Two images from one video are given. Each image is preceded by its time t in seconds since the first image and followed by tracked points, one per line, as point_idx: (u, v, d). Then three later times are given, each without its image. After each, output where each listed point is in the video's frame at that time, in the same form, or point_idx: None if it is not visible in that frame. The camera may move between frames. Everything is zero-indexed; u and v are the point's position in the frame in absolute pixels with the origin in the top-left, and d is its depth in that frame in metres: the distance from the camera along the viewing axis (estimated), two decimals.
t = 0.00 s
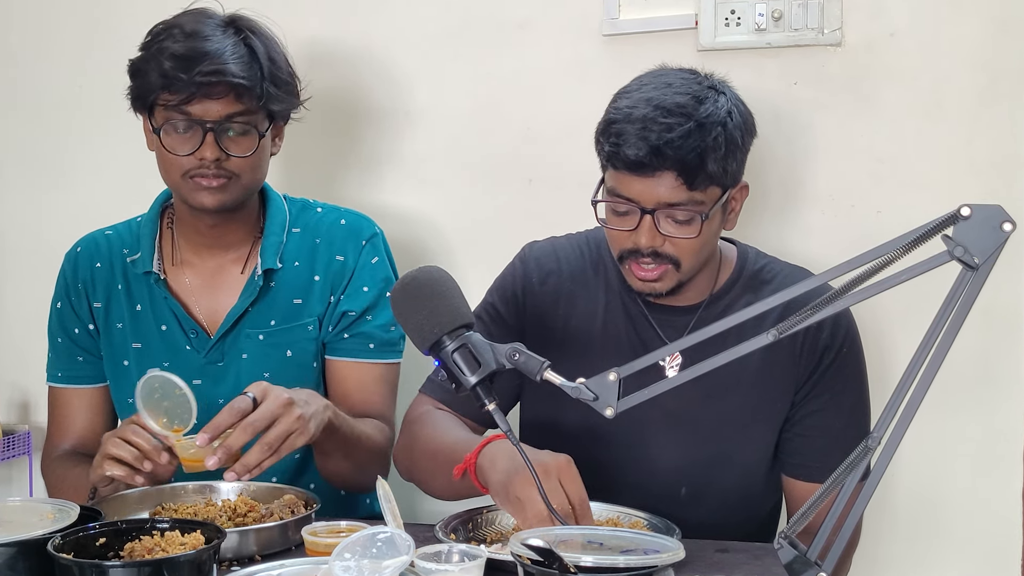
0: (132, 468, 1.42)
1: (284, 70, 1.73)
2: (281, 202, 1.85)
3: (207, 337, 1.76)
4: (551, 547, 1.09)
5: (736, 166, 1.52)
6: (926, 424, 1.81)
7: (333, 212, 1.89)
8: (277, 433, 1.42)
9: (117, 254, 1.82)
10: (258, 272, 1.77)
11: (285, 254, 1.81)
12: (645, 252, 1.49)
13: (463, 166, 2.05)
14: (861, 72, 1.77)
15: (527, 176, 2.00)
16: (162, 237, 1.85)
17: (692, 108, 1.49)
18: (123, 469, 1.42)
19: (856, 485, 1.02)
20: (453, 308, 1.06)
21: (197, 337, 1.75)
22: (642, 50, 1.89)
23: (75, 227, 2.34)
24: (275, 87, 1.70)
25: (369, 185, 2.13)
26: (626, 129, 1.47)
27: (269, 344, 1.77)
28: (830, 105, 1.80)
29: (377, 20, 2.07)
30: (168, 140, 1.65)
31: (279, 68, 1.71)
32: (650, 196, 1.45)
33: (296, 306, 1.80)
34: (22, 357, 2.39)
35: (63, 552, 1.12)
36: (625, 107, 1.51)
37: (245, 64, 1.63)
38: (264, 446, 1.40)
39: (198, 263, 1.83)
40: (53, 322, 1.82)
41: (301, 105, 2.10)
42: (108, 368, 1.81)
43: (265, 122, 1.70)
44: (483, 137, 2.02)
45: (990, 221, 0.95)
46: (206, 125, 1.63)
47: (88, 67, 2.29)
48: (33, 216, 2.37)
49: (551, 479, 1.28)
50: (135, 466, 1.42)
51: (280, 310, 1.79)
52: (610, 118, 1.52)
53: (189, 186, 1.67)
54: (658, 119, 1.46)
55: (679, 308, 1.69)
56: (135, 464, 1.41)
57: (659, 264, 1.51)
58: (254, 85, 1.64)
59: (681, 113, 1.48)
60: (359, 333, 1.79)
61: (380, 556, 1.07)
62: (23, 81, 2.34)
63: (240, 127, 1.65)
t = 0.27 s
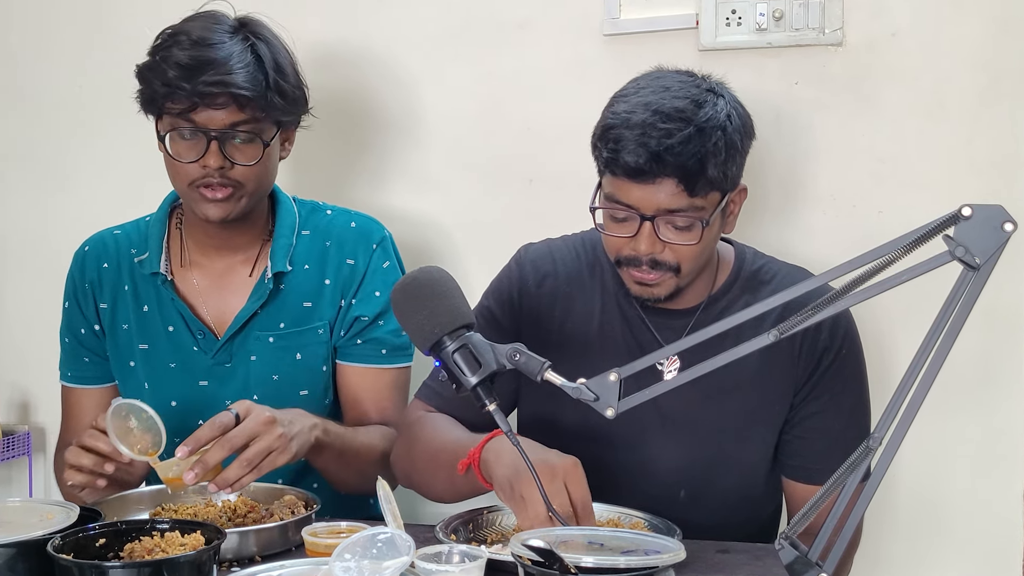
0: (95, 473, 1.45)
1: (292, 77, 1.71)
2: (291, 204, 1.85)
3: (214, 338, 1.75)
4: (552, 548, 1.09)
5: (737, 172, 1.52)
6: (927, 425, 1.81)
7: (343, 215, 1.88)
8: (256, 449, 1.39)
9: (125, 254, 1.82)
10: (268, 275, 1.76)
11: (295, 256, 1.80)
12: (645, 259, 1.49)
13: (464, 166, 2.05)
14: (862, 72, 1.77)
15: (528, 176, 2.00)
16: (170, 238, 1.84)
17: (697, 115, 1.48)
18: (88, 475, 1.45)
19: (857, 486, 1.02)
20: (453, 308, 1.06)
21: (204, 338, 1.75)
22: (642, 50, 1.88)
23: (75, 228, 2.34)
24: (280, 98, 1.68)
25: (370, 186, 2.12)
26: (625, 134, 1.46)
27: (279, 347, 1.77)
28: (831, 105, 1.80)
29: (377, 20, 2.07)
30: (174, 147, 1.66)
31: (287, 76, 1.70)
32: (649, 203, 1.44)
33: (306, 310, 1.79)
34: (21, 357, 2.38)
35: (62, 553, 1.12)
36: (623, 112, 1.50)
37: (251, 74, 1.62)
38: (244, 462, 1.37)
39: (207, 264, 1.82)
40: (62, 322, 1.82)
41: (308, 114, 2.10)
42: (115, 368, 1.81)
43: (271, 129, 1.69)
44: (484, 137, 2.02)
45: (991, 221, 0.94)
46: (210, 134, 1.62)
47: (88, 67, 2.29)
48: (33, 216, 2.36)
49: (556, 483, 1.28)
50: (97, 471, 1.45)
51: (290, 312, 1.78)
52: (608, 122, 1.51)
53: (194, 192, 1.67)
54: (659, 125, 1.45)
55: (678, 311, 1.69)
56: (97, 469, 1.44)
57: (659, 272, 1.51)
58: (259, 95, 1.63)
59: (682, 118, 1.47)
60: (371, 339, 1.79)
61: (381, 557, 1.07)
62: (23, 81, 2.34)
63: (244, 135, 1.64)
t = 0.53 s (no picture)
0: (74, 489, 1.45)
1: (298, 77, 1.71)
2: (295, 203, 1.84)
3: (219, 337, 1.76)
4: (552, 548, 1.09)
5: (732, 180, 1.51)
6: (928, 425, 1.81)
7: (348, 214, 1.87)
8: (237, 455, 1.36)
9: (130, 252, 1.81)
10: (270, 274, 1.76)
11: (298, 255, 1.80)
12: (641, 267, 1.48)
13: (464, 166, 2.04)
14: (863, 71, 1.77)
15: (528, 176, 2.00)
16: (175, 236, 1.83)
17: (696, 121, 1.47)
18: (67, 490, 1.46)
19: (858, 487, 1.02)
20: (454, 308, 1.06)
21: (209, 337, 1.75)
22: (643, 50, 1.88)
23: (75, 228, 2.34)
24: (286, 98, 1.68)
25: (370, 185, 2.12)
26: (621, 141, 1.46)
27: (282, 346, 1.77)
28: (832, 105, 1.79)
29: (378, 20, 2.07)
30: (178, 146, 1.65)
31: (292, 76, 1.69)
32: (646, 212, 1.44)
33: (309, 309, 1.79)
34: (21, 358, 2.38)
35: (62, 553, 1.11)
36: (617, 119, 1.50)
37: (256, 73, 1.62)
38: (223, 467, 1.34)
39: (211, 263, 1.81)
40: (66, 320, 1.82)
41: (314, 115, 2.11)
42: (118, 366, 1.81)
43: (277, 129, 1.69)
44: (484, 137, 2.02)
45: (993, 221, 0.94)
46: (214, 134, 1.62)
47: (88, 67, 2.28)
48: (32, 217, 2.36)
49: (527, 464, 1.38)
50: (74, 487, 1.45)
51: (294, 312, 1.78)
52: (602, 130, 1.51)
53: (198, 191, 1.67)
54: (655, 133, 1.45)
55: (674, 317, 1.68)
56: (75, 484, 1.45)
57: (654, 280, 1.51)
58: (264, 95, 1.63)
59: (679, 125, 1.46)
60: (373, 339, 1.78)
61: (381, 557, 1.07)
62: (22, 81, 2.34)
63: (249, 136, 1.64)
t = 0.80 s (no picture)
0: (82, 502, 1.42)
1: (290, 73, 1.70)
2: (292, 201, 1.84)
3: (217, 336, 1.75)
4: (552, 548, 1.08)
5: (712, 196, 1.51)
6: (929, 426, 1.81)
7: (345, 211, 1.87)
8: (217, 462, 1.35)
9: (128, 254, 1.81)
10: (268, 271, 1.76)
11: (296, 253, 1.79)
12: (610, 280, 1.47)
13: (464, 166, 2.04)
14: (864, 71, 1.77)
15: (529, 176, 2.00)
16: (173, 237, 1.83)
17: (674, 129, 1.47)
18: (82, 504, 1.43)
19: (858, 487, 1.01)
20: (456, 309, 1.05)
21: (207, 336, 1.75)
22: (644, 49, 1.88)
23: (74, 229, 2.33)
24: (279, 93, 1.67)
25: (371, 185, 2.12)
26: (597, 147, 1.46)
27: (281, 344, 1.76)
28: (834, 105, 1.79)
29: (378, 19, 2.06)
30: (172, 144, 1.65)
31: (284, 72, 1.69)
32: (618, 220, 1.43)
33: (308, 307, 1.79)
34: (20, 358, 2.38)
35: (62, 553, 1.11)
36: (598, 124, 1.50)
37: (248, 69, 1.62)
38: (205, 472, 1.33)
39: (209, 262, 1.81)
40: (66, 323, 1.82)
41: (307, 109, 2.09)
42: (119, 368, 1.81)
43: (270, 125, 1.68)
44: (485, 137, 2.02)
45: (994, 221, 0.94)
46: (208, 130, 1.62)
47: (88, 67, 2.28)
48: (32, 216, 2.36)
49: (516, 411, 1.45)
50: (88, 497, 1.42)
51: (292, 309, 1.78)
52: (583, 134, 1.51)
53: (194, 190, 1.67)
54: (632, 139, 1.45)
55: (658, 329, 1.67)
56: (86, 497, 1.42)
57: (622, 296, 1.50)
58: (256, 90, 1.63)
59: (658, 134, 1.46)
60: (373, 335, 1.78)
61: (382, 557, 1.07)
62: (22, 81, 2.33)
63: (242, 132, 1.64)
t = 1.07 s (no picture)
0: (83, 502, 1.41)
1: (281, 74, 1.71)
2: (287, 203, 1.84)
3: (213, 337, 1.75)
4: (552, 549, 1.07)
5: (694, 209, 1.48)
6: (930, 426, 1.80)
7: (340, 212, 1.88)
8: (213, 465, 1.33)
9: (124, 256, 1.81)
10: (264, 272, 1.76)
11: (292, 254, 1.80)
12: (583, 288, 1.43)
13: (464, 166, 2.04)
14: (865, 71, 1.76)
15: (529, 176, 1.99)
16: (168, 240, 1.83)
17: (656, 139, 1.45)
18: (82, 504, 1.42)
19: (859, 488, 1.01)
20: (456, 310, 1.05)
21: (203, 338, 1.74)
22: (644, 50, 1.88)
23: (73, 229, 2.33)
24: (270, 94, 1.67)
25: (371, 186, 2.11)
26: (578, 153, 1.43)
27: (278, 345, 1.76)
28: (834, 105, 1.79)
29: (378, 19, 2.06)
30: (165, 147, 1.65)
31: (276, 73, 1.69)
32: (595, 229, 1.40)
33: (304, 308, 1.79)
34: (19, 359, 2.38)
35: (61, 555, 1.11)
36: (580, 129, 1.47)
37: (239, 70, 1.62)
38: (201, 475, 1.31)
39: (204, 264, 1.81)
40: (62, 327, 1.81)
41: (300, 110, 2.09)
42: (116, 371, 1.81)
43: (262, 126, 1.68)
44: (485, 137, 2.01)
45: (995, 221, 0.94)
46: (201, 132, 1.62)
47: (87, 67, 2.28)
48: (31, 216, 2.36)
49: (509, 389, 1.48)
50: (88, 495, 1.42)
51: (289, 311, 1.78)
52: (563, 141, 1.48)
53: (187, 193, 1.66)
54: (614, 146, 1.43)
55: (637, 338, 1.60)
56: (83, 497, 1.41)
57: (597, 307, 1.45)
58: (247, 91, 1.63)
59: (639, 142, 1.44)
60: (369, 336, 1.78)
61: (382, 558, 1.06)
62: (21, 81, 2.33)
63: (235, 133, 1.64)
